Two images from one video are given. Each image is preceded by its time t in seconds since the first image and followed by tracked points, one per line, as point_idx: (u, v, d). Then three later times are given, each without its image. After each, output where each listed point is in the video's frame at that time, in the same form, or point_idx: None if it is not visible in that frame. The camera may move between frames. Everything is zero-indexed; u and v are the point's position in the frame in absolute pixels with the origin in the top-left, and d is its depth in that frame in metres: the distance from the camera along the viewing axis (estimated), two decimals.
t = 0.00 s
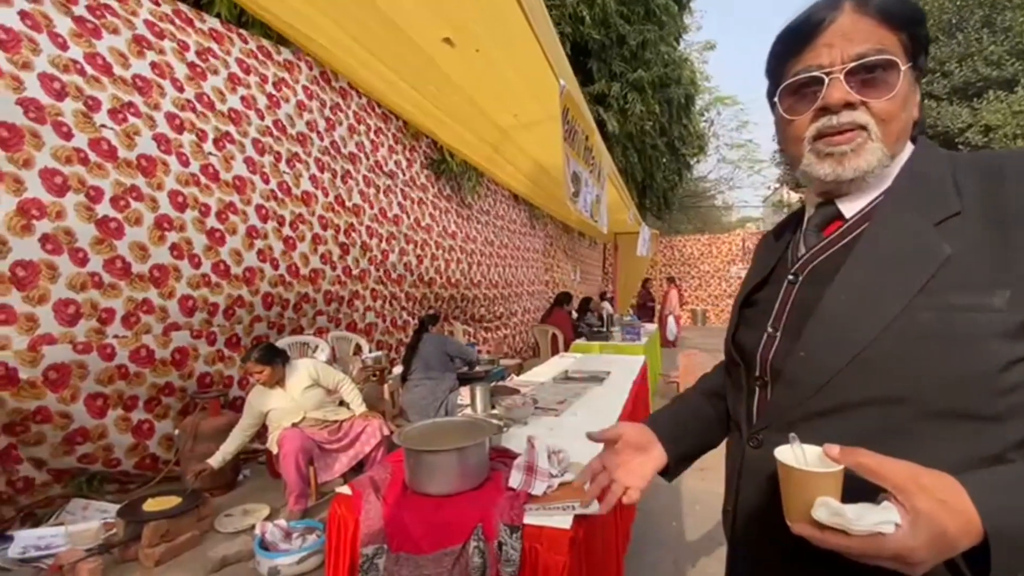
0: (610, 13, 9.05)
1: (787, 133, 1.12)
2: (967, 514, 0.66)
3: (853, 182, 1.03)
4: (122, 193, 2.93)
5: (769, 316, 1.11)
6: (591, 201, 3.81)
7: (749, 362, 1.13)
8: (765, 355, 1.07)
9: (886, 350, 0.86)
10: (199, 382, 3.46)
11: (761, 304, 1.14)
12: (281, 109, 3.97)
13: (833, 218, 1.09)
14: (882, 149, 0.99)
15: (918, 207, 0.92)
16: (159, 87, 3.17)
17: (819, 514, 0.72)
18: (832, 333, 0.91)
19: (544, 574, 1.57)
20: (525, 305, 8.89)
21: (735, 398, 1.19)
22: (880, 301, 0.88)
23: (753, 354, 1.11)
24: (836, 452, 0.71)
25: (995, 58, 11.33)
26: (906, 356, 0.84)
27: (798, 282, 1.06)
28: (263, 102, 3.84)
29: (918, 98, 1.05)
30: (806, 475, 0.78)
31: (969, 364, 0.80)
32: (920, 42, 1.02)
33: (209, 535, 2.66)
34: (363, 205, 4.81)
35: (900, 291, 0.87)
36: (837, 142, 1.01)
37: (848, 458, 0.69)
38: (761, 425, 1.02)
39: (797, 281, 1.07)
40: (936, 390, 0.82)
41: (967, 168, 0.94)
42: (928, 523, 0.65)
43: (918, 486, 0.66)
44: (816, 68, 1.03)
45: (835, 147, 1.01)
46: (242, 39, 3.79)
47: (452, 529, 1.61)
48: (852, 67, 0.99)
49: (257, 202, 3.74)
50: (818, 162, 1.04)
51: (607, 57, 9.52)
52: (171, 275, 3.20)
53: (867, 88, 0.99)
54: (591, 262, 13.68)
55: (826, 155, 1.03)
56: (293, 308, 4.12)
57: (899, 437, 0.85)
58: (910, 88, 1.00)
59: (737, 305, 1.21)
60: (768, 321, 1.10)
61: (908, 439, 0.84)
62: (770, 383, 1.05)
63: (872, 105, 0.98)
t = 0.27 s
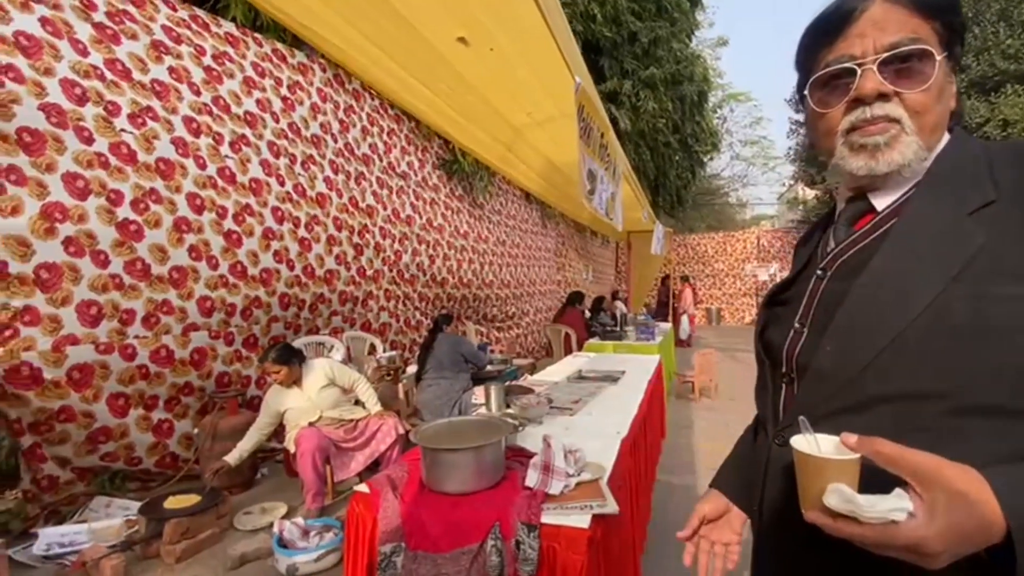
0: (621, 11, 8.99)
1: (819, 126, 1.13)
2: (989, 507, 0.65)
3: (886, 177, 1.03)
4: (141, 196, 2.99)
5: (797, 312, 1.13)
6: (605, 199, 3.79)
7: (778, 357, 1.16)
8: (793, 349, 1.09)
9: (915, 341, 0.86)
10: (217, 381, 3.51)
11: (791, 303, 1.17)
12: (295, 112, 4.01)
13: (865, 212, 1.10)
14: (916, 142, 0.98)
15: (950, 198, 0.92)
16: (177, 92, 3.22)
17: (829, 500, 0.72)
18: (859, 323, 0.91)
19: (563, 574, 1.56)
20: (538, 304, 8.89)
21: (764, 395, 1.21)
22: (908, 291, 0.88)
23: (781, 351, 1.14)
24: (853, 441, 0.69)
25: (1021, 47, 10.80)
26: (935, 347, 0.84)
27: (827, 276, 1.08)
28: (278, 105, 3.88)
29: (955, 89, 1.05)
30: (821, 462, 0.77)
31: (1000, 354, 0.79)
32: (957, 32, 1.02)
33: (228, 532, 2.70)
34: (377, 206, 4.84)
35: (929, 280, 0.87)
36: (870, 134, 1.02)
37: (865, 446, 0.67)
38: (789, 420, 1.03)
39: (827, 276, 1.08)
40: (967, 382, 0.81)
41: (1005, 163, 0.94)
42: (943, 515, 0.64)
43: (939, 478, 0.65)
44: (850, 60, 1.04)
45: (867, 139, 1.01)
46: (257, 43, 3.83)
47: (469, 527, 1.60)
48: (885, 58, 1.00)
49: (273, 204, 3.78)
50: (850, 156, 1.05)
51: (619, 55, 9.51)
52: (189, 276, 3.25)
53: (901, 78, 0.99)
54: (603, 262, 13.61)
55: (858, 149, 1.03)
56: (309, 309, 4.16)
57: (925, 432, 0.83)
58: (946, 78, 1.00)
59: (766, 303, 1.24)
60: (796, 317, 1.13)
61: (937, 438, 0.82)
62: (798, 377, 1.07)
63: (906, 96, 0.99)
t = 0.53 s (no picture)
0: (630, 9, 8.94)
1: (828, 123, 1.13)
2: (985, 512, 0.63)
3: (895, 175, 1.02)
4: (155, 199, 3.05)
5: (805, 313, 1.12)
6: (611, 198, 3.78)
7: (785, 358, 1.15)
8: (798, 350, 1.09)
9: (921, 342, 0.84)
10: (230, 381, 3.56)
11: (800, 303, 1.16)
12: (305, 114, 4.05)
13: (876, 210, 1.09)
14: (929, 140, 0.97)
15: (966, 191, 0.88)
16: (189, 96, 3.27)
17: (817, 499, 0.73)
18: (861, 324, 0.90)
19: (568, 573, 1.56)
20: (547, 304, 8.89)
21: (773, 396, 1.20)
22: (912, 291, 0.86)
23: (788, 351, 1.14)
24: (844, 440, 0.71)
25: None
26: (941, 347, 0.82)
27: (834, 275, 1.06)
28: (288, 108, 3.92)
29: (971, 80, 1.03)
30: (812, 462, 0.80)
31: (1008, 355, 0.76)
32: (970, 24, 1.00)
33: (241, 530, 2.74)
34: (386, 208, 4.88)
35: (936, 280, 0.84)
36: (880, 132, 1.01)
37: (855, 446, 0.68)
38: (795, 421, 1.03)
39: (835, 274, 1.07)
40: (974, 385, 0.78)
41: None
42: (934, 517, 0.63)
43: (933, 481, 0.64)
44: (859, 55, 1.04)
45: (877, 137, 1.01)
46: (267, 47, 3.88)
47: (474, 526, 1.62)
48: (894, 52, 1.00)
49: (284, 206, 3.83)
50: (860, 155, 1.04)
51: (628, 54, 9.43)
52: (201, 278, 3.30)
53: (912, 72, 0.98)
54: (612, 262, 13.56)
55: (868, 147, 1.02)
56: (319, 309, 4.20)
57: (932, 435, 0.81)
58: (960, 70, 0.99)
59: (776, 302, 1.23)
60: (803, 317, 1.12)
61: (943, 442, 0.80)
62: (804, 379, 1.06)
63: (917, 90, 0.98)
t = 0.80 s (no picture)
0: (635, 9, 8.92)
1: (841, 116, 1.11)
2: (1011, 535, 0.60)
3: (910, 169, 0.99)
4: (161, 201, 3.08)
5: (812, 315, 1.07)
6: (613, 198, 3.78)
7: (790, 362, 1.09)
8: (805, 354, 1.03)
9: (940, 347, 0.78)
10: (235, 381, 3.59)
11: (807, 304, 1.11)
12: (310, 116, 4.08)
13: (892, 206, 1.05)
14: (947, 131, 0.94)
15: (986, 189, 0.84)
16: (196, 99, 3.30)
17: (829, 517, 0.71)
18: (876, 328, 0.84)
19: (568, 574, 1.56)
20: (552, 305, 8.88)
21: (776, 404, 1.15)
22: (933, 292, 0.80)
23: (793, 355, 1.08)
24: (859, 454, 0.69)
25: None
26: (962, 353, 0.76)
27: (845, 275, 1.01)
28: (293, 110, 3.95)
29: (993, 69, 1.00)
30: (825, 478, 0.76)
31: None
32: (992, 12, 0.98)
33: (246, 529, 2.76)
34: (390, 208, 4.90)
35: (960, 280, 0.79)
36: (896, 123, 0.98)
37: (871, 461, 0.67)
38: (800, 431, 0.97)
39: (845, 275, 1.02)
40: (999, 394, 0.73)
41: None
42: (956, 539, 0.61)
43: (957, 503, 0.62)
44: (874, 44, 1.02)
45: (892, 130, 0.98)
46: (272, 49, 3.91)
47: (475, 526, 1.62)
48: (911, 41, 0.97)
49: (289, 207, 3.85)
50: (874, 148, 1.01)
51: (633, 53, 9.40)
52: (208, 278, 3.33)
53: (932, 61, 0.95)
54: (617, 262, 13.53)
55: (883, 140, 0.99)
56: (324, 309, 4.22)
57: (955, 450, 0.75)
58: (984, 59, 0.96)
59: (781, 304, 1.17)
60: (810, 319, 1.07)
61: (963, 458, 0.74)
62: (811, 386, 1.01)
63: (937, 80, 0.94)
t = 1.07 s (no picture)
0: (638, 10, 8.91)
1: (864, 105, 1.06)
2: None
3: (941, 164, 0.94)
4: (167, 202, 3.10)
5: (834, 316, 1.03)
6: (615, 198, 3.76)
7: (810, 365, 1.05)
8: (829, 357, 0.99)
9: (984, 354, 0.74)
10: (240, 381, 3.60)
11: (827, 305, 1.06)
12: (314, 117, 4.10)
13: (920, 202, 1.00)
14: (984, 121, 0.90)
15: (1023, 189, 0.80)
16: (201, 101, 3.32)
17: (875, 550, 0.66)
18: (911, 333, 0.79)
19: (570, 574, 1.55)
20: (555, 305, 8.87)
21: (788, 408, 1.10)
22: (973, 297, 0.76)
23: (813, 359, 1.04)
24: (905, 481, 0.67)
25: None
26: (1009, 361, 0.73)
27: (871, 275, 0.98)
28: (297, 112, 3.97)
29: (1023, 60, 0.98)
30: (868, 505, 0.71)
31: None
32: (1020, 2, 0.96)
33: (250, 529, 2.77)
34: (394, 210, 4.91)
35: (1003, 285, 0.75)
36: (927, 112, 0.93)
37: (918, 486, 0.66)
38: (823, 442, 0.90)
39: (872, 274, 0.98)
40: None
41: None
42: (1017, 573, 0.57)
43: (1016, 533, 0.58)
44: (901, 30, 0.97)
45: (925, 120, 0.93)
46: (277, 51, 3.93)
47: (478, 526, 1.63)
48: (942, 27, 0.93)
49: (293, 208, 3.87)
50: (903, 141, 0.96)
51: (636, 54, 9.40)
52: (212, 279, 3.35)
53: (965, 47, 0.92)
54: (620, 262, 13.52)
55: (911, 132, 0.95)
56: (328, 310, 4.24)
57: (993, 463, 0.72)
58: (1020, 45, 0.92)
59: (798, 302, 1.13)
60: (832, 320, 1.03)
61: (1004, 470, 0.71)
62: (835, 391, 0.96)
63: (972, 66, 0.91)
